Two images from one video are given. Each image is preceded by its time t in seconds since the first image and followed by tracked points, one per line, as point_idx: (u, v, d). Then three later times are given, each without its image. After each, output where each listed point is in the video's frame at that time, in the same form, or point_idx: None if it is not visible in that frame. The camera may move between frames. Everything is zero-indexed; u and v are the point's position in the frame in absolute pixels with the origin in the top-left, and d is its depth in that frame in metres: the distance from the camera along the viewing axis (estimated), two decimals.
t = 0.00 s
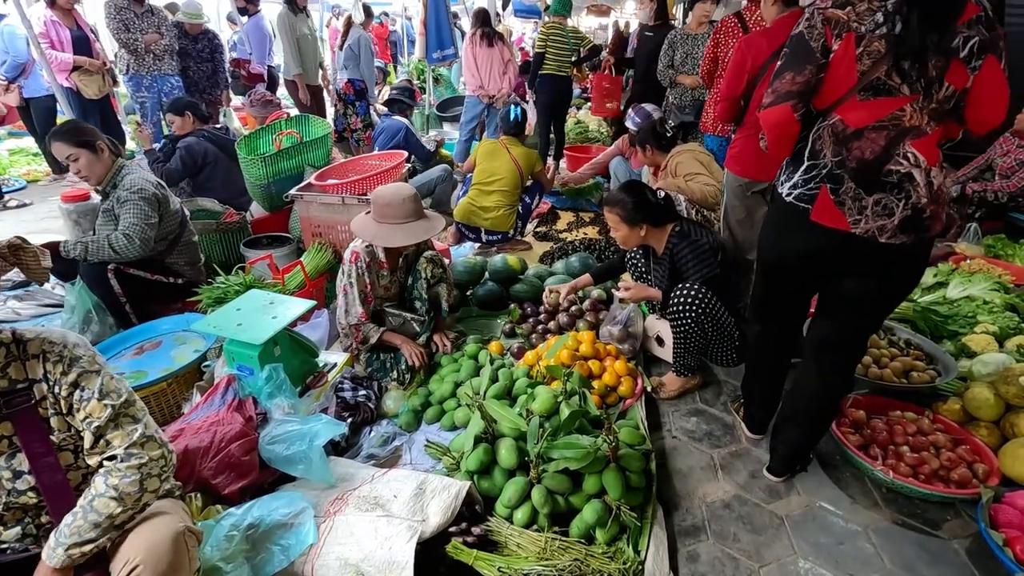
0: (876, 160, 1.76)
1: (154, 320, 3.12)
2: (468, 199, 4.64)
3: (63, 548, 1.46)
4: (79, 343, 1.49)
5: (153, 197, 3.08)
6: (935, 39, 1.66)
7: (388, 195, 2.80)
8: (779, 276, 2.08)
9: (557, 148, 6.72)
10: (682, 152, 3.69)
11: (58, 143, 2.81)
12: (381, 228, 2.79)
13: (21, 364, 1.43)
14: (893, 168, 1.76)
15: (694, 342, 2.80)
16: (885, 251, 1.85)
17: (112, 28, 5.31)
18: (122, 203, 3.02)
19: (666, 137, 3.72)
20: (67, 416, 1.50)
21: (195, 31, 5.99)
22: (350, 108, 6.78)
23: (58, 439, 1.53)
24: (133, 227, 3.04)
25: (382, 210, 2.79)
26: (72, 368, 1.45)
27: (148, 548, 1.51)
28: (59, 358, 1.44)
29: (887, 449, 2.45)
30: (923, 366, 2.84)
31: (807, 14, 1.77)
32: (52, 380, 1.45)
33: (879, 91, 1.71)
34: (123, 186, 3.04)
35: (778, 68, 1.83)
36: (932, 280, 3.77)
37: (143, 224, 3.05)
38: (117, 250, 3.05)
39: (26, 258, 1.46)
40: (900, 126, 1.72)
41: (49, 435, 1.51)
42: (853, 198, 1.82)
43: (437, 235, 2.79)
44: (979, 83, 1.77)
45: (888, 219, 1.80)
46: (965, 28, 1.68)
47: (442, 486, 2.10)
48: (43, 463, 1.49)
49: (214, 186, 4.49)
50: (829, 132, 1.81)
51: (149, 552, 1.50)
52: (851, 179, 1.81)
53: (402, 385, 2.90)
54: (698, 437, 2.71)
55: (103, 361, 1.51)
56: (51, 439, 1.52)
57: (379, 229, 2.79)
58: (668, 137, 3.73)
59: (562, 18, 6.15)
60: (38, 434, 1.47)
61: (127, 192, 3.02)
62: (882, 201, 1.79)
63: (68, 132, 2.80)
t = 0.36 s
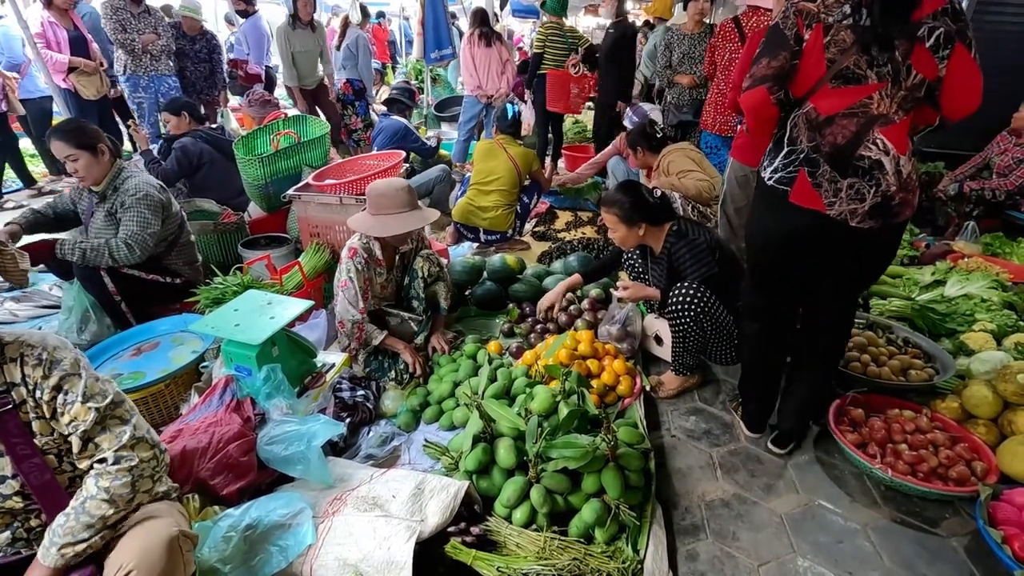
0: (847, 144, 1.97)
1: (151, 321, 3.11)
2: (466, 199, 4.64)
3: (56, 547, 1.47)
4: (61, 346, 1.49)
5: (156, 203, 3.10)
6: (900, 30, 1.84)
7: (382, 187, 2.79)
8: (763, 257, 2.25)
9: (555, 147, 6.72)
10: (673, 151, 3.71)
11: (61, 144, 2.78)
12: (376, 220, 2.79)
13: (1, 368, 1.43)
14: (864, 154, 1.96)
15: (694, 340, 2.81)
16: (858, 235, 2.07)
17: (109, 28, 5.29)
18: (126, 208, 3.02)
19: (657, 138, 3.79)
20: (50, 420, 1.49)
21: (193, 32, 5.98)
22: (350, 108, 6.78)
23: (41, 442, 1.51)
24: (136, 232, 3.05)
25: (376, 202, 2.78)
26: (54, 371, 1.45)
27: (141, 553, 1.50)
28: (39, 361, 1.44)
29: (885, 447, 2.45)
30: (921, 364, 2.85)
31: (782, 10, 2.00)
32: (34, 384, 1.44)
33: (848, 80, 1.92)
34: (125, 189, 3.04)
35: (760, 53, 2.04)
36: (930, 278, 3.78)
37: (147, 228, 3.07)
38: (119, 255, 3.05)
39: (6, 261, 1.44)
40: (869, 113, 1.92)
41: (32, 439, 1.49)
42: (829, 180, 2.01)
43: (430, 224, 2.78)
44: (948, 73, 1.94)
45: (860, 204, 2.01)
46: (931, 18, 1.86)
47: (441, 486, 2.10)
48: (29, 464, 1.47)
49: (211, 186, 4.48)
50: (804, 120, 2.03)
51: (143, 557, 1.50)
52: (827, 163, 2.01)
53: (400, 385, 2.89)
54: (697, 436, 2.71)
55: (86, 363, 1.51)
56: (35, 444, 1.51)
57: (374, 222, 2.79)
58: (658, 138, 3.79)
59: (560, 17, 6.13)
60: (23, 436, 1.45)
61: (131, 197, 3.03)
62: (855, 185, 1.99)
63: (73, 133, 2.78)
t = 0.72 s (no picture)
0: (854, 143, 2.00)
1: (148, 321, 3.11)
2: (464, 199, 4.66)
3: (64, 523, 1.47)
4: (60, 339, 1.49)
5: (142, 212, 3.08)
6: (896, 30, 1.90)
7: (376, 185, 2.79)
8: (766, 254, 2.28)
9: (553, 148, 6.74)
10: (666, 151, 3.75)
11: (32, 156, 2.68)
12: (371, 220, 2.79)
13: None
14: (869, 151, 2.01)
15: (693, 338, 2.80)
16: (860, 227, 2.14)
17: (106, 29, 5.29)
18: (113, 222, 3.00)
19: (649, 139, 3.79)
20: (51, 413, 1.50)
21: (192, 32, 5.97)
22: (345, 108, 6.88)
23: (41, 437, 1.53)
24: (128, 246, 3.05)
25: (371, 201, 2.78)
26: (57, 362, 1.46)
27: (125, 564, 1.50)
28: (40, 354, 1.44)
29: (882, 446, 2.46)
30: (917, 363, 2.85)
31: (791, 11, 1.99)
32: (36, 376, 1.45)
33: (854, 80, 1.94)
34: (107, 201, 3.00)
35: (772, 54, 2.01)
36: (926, 278, 3.78)
37: (137, 238, 3.06)
38: (116, 272, 3.05)
39: None
40: (873, 112, 1.96)
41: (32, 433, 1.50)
42: (835, 177, 2.05)
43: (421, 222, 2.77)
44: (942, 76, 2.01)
45: (865, 199, 2.06)
46: (927, 22, 1.93)
47: (438, 487, 2.10)
48: (27, 460, 1.48)
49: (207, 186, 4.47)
50: (810, 120, 2.05)
51: (127, 563, 1.50)
52: (834, 161, 2.04)
53: (397, 385, 2.89)
54: (694, 436, 2.71)
55: (88, 353, 1.52)
56: (35, 438, 1.52)
57: (370, 223, 2.78)
58: (651, 140, 3.80)
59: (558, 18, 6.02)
60: (21, 431, 1.46)
61: (118, 210, 3.00)
62: (860, 181, 2.04)
63: (46, 144, 2.68)
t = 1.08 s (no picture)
0: (862, 140, 2.07)
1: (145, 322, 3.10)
2: (461, 199, 4.65)
3: (73, 525, 1.45)
4: (66, 333, 1.48)
5: (128, 223, 3.04)
6: (898, 31, 1.98)
7: (370, 182, 2.78)
8: (775, 251, 2.35)
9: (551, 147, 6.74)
10: (664, 150, 3.76)
11: (8, 171, 2.57)
12: (367, 215, 2.77)
13: (5, 355, 1.39)
14: (877, 146, 2.07)
15: (690, 335, 2.79)
16: (874, 219, 2.18)
17: (104, 29, 5.28)
18: (101, 237, 2.97)
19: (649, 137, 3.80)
20: (55, 405, 1.50)
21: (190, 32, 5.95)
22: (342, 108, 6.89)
23: (43, 429, 1.53)
24: (119, 259, 3.04)
25: (366, 197, 2.77)
26: (64, 357, 1.45)
27: (95, 570, 1.46)
28: (48, 347, 1.43)
29: (879, 445, 2.46)
30: (915, 362, 2.85)
31: (796, 19, 2.07)
32: (42, 369, 1.44)
33: (859, 81, 2.02)
34: (90, 215, 2.94)
35: (780, 61, 2.10)
36: (925, 276, 3.78)
37: (127, 251, 3.04)
38: (114, 286, 3.07)
39: None
40: (879, 110, 2.04)
41: (33, 426, 1.50)
42: (845, 174, 2.11)
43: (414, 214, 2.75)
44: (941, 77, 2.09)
45: (876, 192, 2.11)
46: (927, 25, 2.02)
47: (435, 487, 2.09)
48: (21, 455, 1.44)
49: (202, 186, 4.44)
50: (818, 122, 2.12)
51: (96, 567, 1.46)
52: (843, 159, 2.10)
53: (395, 386, 2.88)
54: (692, 435, 2.71)
55: (94, 348, 1.52)
56: (37, 430, 1.52)
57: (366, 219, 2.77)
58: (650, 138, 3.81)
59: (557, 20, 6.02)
60: (19, 425, 1.43)
61: (103, 224, 2.95)
62: (870, 175, 2.09)
63: (22, 158, 2.59)
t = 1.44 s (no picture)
0: (864, 145, 2.16)
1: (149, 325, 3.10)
2: (464, 202, 4.66)
3: (73, 536, 1.45)
4: (71, 339, 1.48)
5: (132, 230, 3.03)
6: (899, 40, 2.05)
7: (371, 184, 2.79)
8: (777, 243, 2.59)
9: (553, 150, 6.75)
10: (668, 153, 3.78)
11: (10, 182, 2.54)
12: (368, 217, 2.76)
13: (10, 362, 1.39)
14: (877, 149, 2.15)
15: (691, 340, 2.78)
16: (874, 218, 2.27)
17: (107, 32, 5.30)
18: (107, 245, 2.96)
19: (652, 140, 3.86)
20: (59, 412, 1.50)
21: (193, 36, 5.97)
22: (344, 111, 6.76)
23: (46, 436, 1.53)
24: (128, 267, 3.04)
25: (366, 199, 2.76)
26: (68, 363, 1.44)
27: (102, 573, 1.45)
28: (52, 354, 1.43)
29: (885, 449, 2.44)
30: (920, 366, 2.83)
31: (800, 31, 2.18)
32: (46, 376, 1.44)
33: (862, 86, 2.10)
34: (95, 224, 2.93)
35: (787, 69, 2.20)
36: (929, 279, 3.77)
37: (135, 258, 3.04)
38: (128, 296, 3.09)
39: None
40: (881, 114, 2.12)
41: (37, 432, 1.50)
42: (846, 177, 2.22)
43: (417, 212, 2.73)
44: (944, 78, 2.17)
45: (875, 192, 2.20)
46: (926, 31, 2.09)
47: (440, 491, 2.09)
48: (24, 464, 1.42)
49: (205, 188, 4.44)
50: (822, 126, 2.23)
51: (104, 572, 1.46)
52: (843, 163, 2.21)
53: (399, 389, 2.87)
54: (696, 439, 2.70)
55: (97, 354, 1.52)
56: (40, 436, 1.52)
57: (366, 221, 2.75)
58: (653, 141, 3.87)
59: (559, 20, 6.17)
60: (24, 431, 1.41)
61: (109, 233, 2.95)
62: (870, 177, 2.18)
63: (22, 169, 2.55)
